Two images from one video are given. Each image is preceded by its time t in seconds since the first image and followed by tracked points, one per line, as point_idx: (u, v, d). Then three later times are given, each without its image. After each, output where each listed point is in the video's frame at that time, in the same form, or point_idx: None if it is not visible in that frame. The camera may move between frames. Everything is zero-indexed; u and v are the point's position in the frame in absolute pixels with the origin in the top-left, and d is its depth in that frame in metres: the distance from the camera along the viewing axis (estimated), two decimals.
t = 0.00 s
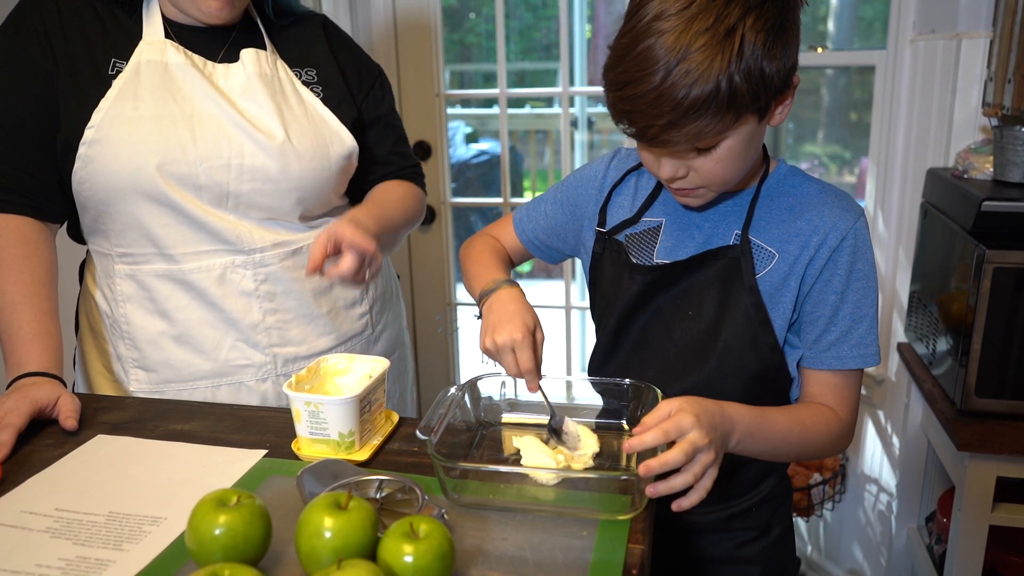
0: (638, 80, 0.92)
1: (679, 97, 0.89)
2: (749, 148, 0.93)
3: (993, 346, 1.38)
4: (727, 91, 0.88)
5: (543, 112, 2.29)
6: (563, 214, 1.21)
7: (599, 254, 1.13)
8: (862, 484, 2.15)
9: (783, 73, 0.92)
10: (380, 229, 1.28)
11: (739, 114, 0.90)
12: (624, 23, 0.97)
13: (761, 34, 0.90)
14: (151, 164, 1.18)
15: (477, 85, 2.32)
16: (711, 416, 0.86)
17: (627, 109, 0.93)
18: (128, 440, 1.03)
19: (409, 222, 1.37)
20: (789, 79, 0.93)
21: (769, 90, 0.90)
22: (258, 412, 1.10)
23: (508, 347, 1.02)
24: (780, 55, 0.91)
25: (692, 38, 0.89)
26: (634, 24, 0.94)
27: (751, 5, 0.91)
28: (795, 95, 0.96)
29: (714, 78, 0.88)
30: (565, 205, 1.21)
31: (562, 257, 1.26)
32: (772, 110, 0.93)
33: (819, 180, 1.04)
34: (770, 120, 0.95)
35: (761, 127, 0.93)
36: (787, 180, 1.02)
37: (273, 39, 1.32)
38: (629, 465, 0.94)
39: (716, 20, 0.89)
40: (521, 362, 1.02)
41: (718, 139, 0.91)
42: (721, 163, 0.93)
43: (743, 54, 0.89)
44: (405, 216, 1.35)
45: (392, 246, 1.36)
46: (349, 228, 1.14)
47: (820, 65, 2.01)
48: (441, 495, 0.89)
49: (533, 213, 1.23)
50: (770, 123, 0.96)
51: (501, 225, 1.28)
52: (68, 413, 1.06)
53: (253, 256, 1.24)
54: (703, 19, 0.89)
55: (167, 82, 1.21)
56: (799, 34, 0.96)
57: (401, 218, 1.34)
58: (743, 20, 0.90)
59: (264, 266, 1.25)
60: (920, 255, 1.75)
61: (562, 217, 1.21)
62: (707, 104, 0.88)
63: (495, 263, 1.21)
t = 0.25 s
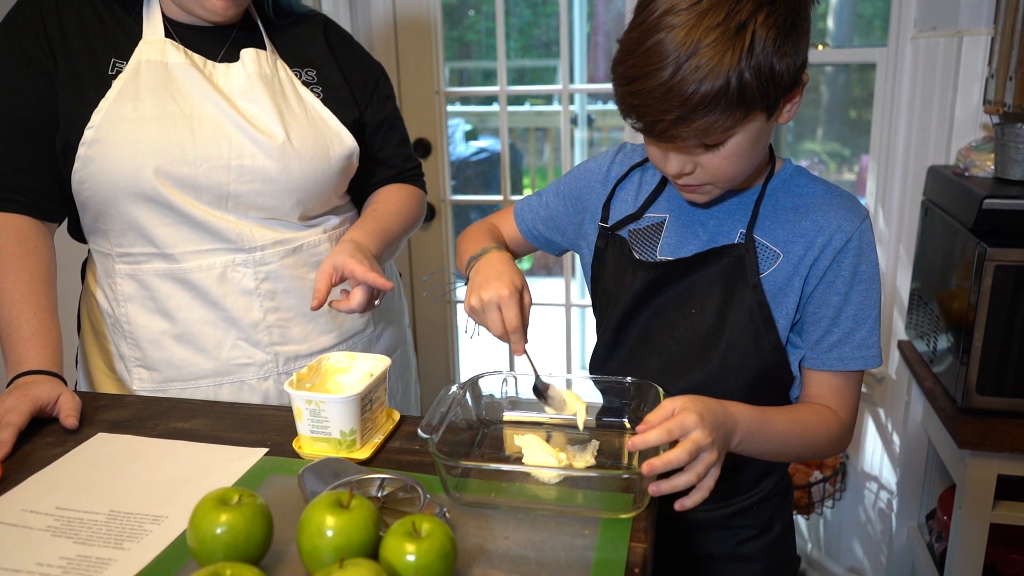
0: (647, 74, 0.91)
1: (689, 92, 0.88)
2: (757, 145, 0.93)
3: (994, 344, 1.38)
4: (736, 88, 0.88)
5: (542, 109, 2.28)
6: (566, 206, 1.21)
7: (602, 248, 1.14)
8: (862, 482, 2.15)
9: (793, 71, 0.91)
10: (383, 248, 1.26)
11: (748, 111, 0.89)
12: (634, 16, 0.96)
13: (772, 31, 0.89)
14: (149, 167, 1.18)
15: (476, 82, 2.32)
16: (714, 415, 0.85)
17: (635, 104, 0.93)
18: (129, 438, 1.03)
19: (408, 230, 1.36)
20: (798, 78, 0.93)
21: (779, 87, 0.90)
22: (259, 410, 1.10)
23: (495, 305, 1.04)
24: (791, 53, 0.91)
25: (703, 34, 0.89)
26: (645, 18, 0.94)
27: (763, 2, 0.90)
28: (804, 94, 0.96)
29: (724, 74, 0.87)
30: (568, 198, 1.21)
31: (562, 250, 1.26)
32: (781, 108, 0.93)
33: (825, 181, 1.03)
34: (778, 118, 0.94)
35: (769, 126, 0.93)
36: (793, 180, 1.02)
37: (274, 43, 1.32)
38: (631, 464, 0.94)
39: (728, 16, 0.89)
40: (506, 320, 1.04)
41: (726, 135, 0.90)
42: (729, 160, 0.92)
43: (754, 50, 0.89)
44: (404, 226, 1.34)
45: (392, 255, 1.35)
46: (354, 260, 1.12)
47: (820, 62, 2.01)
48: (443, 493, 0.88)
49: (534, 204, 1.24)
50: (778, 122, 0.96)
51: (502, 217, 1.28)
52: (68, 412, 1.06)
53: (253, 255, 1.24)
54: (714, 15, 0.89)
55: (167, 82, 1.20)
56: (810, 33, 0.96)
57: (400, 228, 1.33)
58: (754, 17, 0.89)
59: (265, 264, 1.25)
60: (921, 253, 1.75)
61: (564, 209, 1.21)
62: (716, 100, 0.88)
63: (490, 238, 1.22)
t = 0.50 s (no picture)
0: (646, 76, 0.91)
1: (688, 94, 0.88)
2: (757, 146, 0.92)
3: (994, 343, 1.38)
4: (736, 89, 0.87)
5: (541, 107, 2.28)
6: (566, 209, 1.20)
7: (603, 253, 1.13)
8: (862, 480, 2.15)
9: (794, 72, 0.91)
10: (382, 247, 1.26)
11: (748, 113, 0.89)
12: (634, 17, 0.96)
13: (772, 32, 0.89)
14: (150, 165, 1.17)
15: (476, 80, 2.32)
16: (716, 415, 0.85)
17: (634, 105, 0.93)
18: (129, 438, 1.02)
19: (406, 229, 1.36)
20: (799, 79, 0.93)
21: (779, 89, 0.90)
22: (260, 410, 1.09)
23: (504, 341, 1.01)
24: (791, 54, 0.91)
25: (702, 35, 0.88)
26: (644, 19, 0.93)
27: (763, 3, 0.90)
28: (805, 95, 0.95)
29: (723, 76, 0.87)
30: (567, 200, 1.20)
31: (561, 253, 1.25)
32: (781, 109, 0.93)
33: (827, 180, 1.03)
34: (779, 120, 0.94)
35: (769, 127, 0.93)
36: (794, 180, 1.02)
37: (274, 38, 1.31)
38: (632, 464, 0.94)
39: (728, 17, 0.89)
40: (512, 357, 1.00)
41: (726, 137, 0.90)
42: (729, 161, 0.92)
43: (754, 52, 0.88)
44: (402, 225, 1.34)
45: (391, 254, 1.35)
46: (353, 261, 1.11)
47: (820, 60, 2.00)
48: (444, 494, 0.88)
49: (532, 206, 1.22)
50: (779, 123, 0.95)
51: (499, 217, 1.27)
52: (68, 412, 1.05)
53: (254, 254, 1.24)
54: (713, 16, 0.89)
55: (168, 80, 1.20)
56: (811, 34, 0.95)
57: (398, 227, 1.32)
58: (754, 18, 0.89)
59: (266, 263, 1.25)
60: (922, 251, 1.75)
61: (564, 212, 1.20)
62: (716, 102, 0.88)
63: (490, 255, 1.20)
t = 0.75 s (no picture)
0: (647, 70, 0.90)
1: (688, 89, 0.87)
2: (758, 144, 0.92)
3: (996, 341, 1.37)
4: (736, 85, 0.87)
5: (541, 105, 2.27)
6: (567, 195, 1.20)
7: (598, 245, 1.12)
8: (863, 479, 2.14)
9: (796, 70, 0.91)
10: (378, 249, 1.25)
11: (748, 109, 0.88)
12: (636, 11, 0.96)
13: (775, 29, 0.88)
14: (149, 164, 1.17)
15: (476, 78, 2.31)
16: (718, 415, 0.85)
17: (634, 100, 0.92)
18: (128, 438, 1.02)
19: (404, 230, 1.34)
20: (801, 77, 0.92)
21: (780, 86, 0.89)
22: (259, 410, 1.09)
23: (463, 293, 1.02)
24: (793, 51, 0.90)
25: (704, 30, 0.88)
26: (646, 13, 0.93)
27: None
28: (807, 94, 0.95)
29: (724, 71, 0.87)
30: (569, 187, 1.20)
31: (557, 241, 1.25)
32: (783, 107, 0.92)
33: (830, 183, 1.02)
34: (780, 118, 0.93)
35: (771, 125, 0.92)
36: (797, 181, 1.01)
37: (274, 37, 1.31)
38: (634, 464, 0.94)
39: (730, 12, 0.88)
40: (472, 312, 1.02)
41: (726, 133, 0.89)
42: (729, 159, 0.91)
43: (756, 48, 0.88)
44: (399, 226, 1.32)
45: (388, 254, 1.34)
46: (350, 264, 1.11)
47: (820, 58, 2.00)
48: (444, 494, 0.88)
49: (536, 185, 1.23)
50: (780, 121, 0.95)
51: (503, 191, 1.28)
52: (66, 411, 1.05)
53: (253, 253, 1.23)
54: (715, 11, 0.88)
55: (166, 78, 1.19)
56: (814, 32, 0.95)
57: (395, 228, 1.31)
58: (757, 15, 0.88)
59: (264, 263, 1.24)
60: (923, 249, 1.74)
61: (565, 197, 1.20)
62: (716, 98, 0.87)
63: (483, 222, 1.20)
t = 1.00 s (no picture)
0: (644, 68, 0.90)
1: (685, 87, 0.87)
2: (757, 143, 0.91)
3: (999, 340, 1.37)
4: (734, 83, 0.86)
5: (541, 103, 2.27)
6: (566, 213, 1.19)
7: (606, 256, 1.11)
8: (864, 478, 2.14)
9: (795, 67, 0.90)
10: (376, 250, 1.25)
11: (746, 108, 0.88)
12: (634, 8, 0.95)
13: (773, 26, 0.88)
14: (145, 164, 1.16)
15: (476, 76, 2.30)
16: (721, 413, 0.84)
17: (631, 98, 0.92)
18: (128, 438, 1.01)
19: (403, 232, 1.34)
20: (800, 75, 0.91)
21: (779, 84, 0.89)
22: (260, 410, 1.08)
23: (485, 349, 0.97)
24: (792, 48, 0.89)
25: (701, 27, 0.87)
26: (644, 10, 0.92)
27: None
28: (806, 92, 0.94)
29: (722, 69, 0.86)
30: (567, 204, 1.19)
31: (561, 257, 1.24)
32: (782, 105, 0.92)
33: (833, 180, 1.02)
34: (779, 116, 0.93)
35: (770, 123, 0.91)
36: (800, 180, 1.01)
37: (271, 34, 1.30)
38: (637, 464, 0.93)
39: (728, 9, 0.87)
40: (493, 366, 0.96)
41: (724, 132, 0.89)
42: (727, 158, 0.91)
43: (754, 45, 0.87)
44: (399, 228, 1.32)
45: (387, 254, 1.34)
46: (345, 267, 1.11)
47: (821, 56, 1.99)
48: (447, 495, 0.87)
49: (531, 211, 1.21)
50: (780, 120, 0.94)
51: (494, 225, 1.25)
52: (66, 411, 1.04)
53: (250, 254, 1.23)
54: (713, 8, 0.88)
55: (164, 78, 1.19)
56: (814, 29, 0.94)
57: (395, 229, 1.30)
58: (755, 12, 0.88)
59: (261, 263, 1.23)
60: (925, 248, 1.74)
61: (564, 215, 1.19)
62: (713, 96, 0.86)
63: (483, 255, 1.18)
